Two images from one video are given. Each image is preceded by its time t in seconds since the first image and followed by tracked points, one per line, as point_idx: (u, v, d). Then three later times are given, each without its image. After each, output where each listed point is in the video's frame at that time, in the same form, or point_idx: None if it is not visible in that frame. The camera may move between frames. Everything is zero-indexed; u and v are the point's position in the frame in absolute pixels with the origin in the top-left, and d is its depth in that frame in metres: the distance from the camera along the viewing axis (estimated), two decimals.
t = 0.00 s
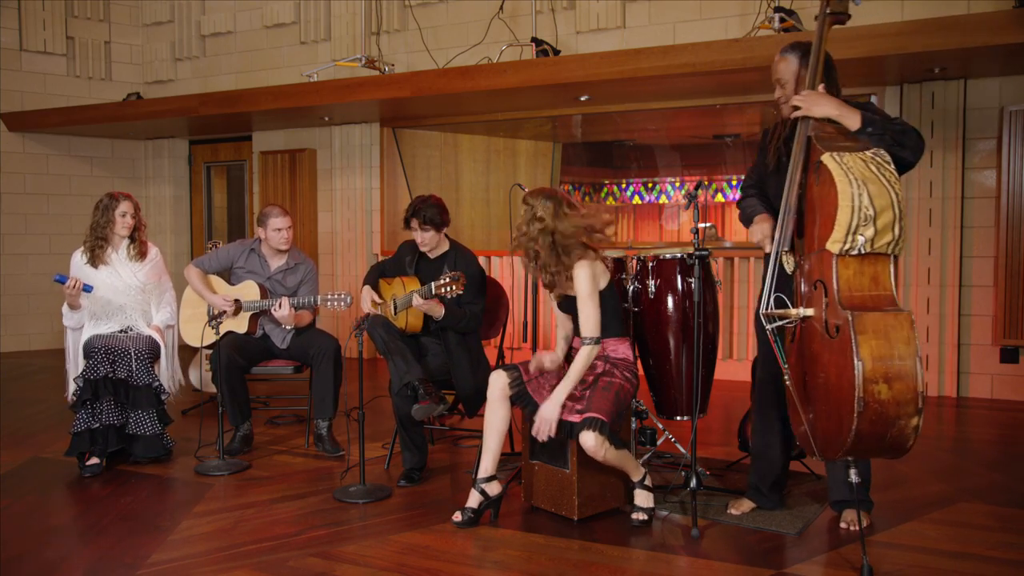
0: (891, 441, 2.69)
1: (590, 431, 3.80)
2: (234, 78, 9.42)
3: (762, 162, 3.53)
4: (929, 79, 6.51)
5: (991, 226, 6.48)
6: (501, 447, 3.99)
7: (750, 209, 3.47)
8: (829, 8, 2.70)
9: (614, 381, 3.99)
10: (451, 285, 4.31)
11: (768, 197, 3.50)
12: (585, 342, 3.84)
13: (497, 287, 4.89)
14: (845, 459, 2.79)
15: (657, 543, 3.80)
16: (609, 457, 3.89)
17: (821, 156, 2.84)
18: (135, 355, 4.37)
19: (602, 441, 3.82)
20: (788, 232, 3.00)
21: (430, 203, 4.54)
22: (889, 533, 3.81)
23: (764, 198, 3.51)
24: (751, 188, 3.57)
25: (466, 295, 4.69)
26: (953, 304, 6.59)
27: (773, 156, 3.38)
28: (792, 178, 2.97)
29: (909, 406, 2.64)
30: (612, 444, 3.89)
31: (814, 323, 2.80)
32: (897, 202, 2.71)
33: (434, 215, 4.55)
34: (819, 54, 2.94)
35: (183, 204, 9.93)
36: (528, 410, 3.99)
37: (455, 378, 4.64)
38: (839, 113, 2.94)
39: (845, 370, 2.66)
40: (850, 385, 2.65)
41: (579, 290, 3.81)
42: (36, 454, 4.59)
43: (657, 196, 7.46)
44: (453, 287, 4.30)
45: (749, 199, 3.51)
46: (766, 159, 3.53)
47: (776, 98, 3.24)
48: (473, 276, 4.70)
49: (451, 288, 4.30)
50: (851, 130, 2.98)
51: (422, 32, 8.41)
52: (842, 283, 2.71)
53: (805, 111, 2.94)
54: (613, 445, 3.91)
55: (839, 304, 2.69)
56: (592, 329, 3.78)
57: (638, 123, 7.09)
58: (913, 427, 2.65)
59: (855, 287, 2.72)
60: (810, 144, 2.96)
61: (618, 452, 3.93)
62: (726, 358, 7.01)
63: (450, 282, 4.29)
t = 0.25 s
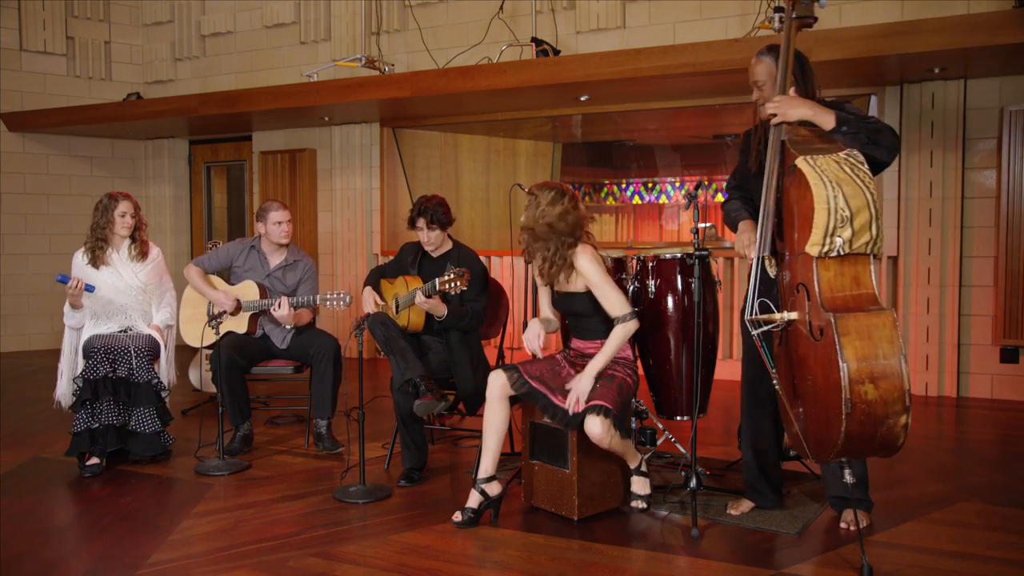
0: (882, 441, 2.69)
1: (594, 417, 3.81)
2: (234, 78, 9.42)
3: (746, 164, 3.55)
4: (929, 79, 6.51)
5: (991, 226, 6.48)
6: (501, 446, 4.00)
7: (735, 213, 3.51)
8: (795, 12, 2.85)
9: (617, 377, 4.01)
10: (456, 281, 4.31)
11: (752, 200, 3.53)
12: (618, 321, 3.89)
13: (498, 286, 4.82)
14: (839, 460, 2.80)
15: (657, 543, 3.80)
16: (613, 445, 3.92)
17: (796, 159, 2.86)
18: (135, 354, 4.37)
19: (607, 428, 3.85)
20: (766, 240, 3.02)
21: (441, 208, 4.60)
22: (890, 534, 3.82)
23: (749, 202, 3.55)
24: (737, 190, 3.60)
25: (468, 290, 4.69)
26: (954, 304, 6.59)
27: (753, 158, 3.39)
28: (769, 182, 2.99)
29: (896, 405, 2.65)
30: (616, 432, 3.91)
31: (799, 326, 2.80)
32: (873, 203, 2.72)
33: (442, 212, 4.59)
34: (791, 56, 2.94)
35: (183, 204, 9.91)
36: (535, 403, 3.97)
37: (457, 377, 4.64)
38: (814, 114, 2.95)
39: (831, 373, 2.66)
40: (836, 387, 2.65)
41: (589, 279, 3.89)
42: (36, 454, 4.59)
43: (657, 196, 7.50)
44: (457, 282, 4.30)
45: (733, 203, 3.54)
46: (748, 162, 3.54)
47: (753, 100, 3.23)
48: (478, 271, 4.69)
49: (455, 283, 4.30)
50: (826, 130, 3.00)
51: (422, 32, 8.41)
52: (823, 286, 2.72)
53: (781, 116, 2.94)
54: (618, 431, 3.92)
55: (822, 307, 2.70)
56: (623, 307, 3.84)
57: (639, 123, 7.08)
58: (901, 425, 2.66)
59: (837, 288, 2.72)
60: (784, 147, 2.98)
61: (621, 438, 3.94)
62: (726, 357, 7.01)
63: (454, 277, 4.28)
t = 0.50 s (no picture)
0: (901, 444, 2.53)
1: (609, 432, 3.66)
2: (238, 71, 9.30)
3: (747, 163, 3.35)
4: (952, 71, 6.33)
5: (1016, 222, 6.31)
6: (512, 449, 3.86)
7: (741, 215, 3.30)
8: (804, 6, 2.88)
9: (631, 382, 3.84)
10: (464, 273, 4.27)
11: (757, 200, 3.33)
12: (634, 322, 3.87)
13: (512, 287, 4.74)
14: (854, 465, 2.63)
15: (673, 548, 3.66)
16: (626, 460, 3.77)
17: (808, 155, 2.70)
18: (135, 356, 4.23)
19: (622, 444, 3.70)
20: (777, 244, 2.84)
21: (448, 203, 4.45)
22: (917, 538, 3.67)
23: (754, 203, 3.34)
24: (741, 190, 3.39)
25: (479, 286, 4.52)
26: (978, 302, 6.41)
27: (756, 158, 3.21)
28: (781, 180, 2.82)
29: (915, 406, 2.48)
30: (630, 447, 3.77)
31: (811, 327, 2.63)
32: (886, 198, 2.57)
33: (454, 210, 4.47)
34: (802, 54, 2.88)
35: (185, 199, 9.85)
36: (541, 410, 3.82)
37: (468, 378, 4.49)
38: (826, 111, 2.77)
39: (847, 374, 2.49)
40: (853, 388, 2.49)
41: (607, 283, 3.79)
42: (34, 456, 4.47)
43: (673, 191, 7.34)
44: (466, 274, 4.25)
45: (737, 204, 3.34)
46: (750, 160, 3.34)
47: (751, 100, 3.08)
48: (488, 267, 4.54)
49: (464, 275, 4.25)
50: (838, 127, 2.82)
51: (431, 23, 8.26)
52: (838, 284, 2.55)
53: (791, 112, 2.77)
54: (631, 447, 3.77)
55: (837, 306, 2.53)
56: (643, 310, 3.79)
57: (653, 116, 6.89)
58: (921, 427, 2.49)
59: (851, 287, 2.56)
60: (795, 144, 2.81)
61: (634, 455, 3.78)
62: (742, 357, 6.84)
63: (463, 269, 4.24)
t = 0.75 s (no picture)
0: (947, 445, 2.43)
1: (629, 431, 3.56)
2: (243, 61, 9.16)
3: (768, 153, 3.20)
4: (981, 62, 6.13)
5: None
6: (527, 452, 3.69)
7: (766, 210, 3.13)
8: None
9: (648, 381, 3.72)
10: (478, 266, 4.10)
11: (785, 191, 3.18)
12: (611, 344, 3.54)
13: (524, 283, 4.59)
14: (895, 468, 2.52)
15: (693, 555, 3.49)
16: (648, 462, 3.64)
17: (853, 144, 2.58)
18: (136, 353, 4.08)
19: (644, 442, 3.59)
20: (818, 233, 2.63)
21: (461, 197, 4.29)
22: (951, 543, 3.50)
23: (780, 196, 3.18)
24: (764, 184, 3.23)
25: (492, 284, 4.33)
26: (1008, 301, 6.20)
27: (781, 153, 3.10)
28: (820, 170, 2.64)
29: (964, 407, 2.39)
30: (652, 447, 3.64)
31: (853, 324, 2.51)
32: (938, 191, 2.48)
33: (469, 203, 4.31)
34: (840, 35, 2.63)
35: (187, 193, 9.60)
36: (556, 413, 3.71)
37: (480, 379, 4.32)
38: (868, 102, 2.65)
39: (898, 372, 2.38)
40: (904, 387, 2.38)
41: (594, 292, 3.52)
42: (32, 459, 4.33)
43: (692, 186, 7.20)
44: (479, 267, 4.09)
45: (762, 198, 3.17)
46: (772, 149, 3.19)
47: (773, 93, 2.99)
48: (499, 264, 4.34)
49: (477, 268, 4.08)
50: (878, 119, 2.70)
51: (442, 12, 8.09)
52: (885, 280, 2.45)
53: (830, 100, 2.62)
54: (653, 447, 3.65)
55: (886, 302, 2.42)
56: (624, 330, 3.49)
57: (672, 107, 6.70)
58: (968, 429, 2.40)
59: (897, 283, 2.46)
60: (835, 133, 2.65)
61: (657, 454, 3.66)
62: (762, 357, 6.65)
63: (477, 262, 4.07)
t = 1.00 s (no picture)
0: (987, 451, 2.36)
1: (645, 431, 3.40)
2: (247, 52, 8.98)
3: (798, 146, 3.12)
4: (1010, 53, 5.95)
5: None
6: (541, 457, 3.54)
7: (793, 204, 3.05)
8: None
9: (664, 379, 3.59)
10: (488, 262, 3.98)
11: (815, 186, 3.09)
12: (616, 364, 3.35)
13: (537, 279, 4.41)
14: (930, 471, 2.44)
15: (713, 562, 3.34)
16: (665, 462, 3.49)
17: (905, 133, 2.48)
18: (137, 356, 3.95)
19: (659, 442, 3.43)
20: (860, 224, 2.58)
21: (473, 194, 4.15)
22: (986, 550, 3.34)
23: (809, 190, 3.10)
24: (792, 177, 3.16)
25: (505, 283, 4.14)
26: None
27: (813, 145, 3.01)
28: (867, 158, 2.57)
29: (1007, 411, 2.32)
30: (668, 447, 3.49)
31: (895, 320, 2.44)
32: (992, 187, 2.40)
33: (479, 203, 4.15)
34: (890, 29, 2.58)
35: (190, 188, 9.31)
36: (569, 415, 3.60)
37: (492, 383, 4.15)
38: (917, 93, 2.56)
39: (943, 371, 2.31)
40: (947, 386, 2.31)
41: (588, 308, 3.36)
42: (30, 463, 4.19)
43: (711, 180, 6.93)
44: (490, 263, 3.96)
45: (791, 193, 3.09)
46: (802, 143, 3.11)
47: (805, 84, 2.87)
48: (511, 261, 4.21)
49: (488, 264, 3.96)
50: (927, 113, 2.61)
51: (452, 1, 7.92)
52: (931, 275, 2.38)
53: (880, 87, 2.55)
54: (670, 448, 3.50)
55: (932, 298, 2.35)
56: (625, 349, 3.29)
57: (691, 99, 6.54)
58: (1010, 435, 2.32)
59: (943, 280, 2.39)
60: (884, 121, 2.57)
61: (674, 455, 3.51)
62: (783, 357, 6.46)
63: (487, 257, 3.96)
